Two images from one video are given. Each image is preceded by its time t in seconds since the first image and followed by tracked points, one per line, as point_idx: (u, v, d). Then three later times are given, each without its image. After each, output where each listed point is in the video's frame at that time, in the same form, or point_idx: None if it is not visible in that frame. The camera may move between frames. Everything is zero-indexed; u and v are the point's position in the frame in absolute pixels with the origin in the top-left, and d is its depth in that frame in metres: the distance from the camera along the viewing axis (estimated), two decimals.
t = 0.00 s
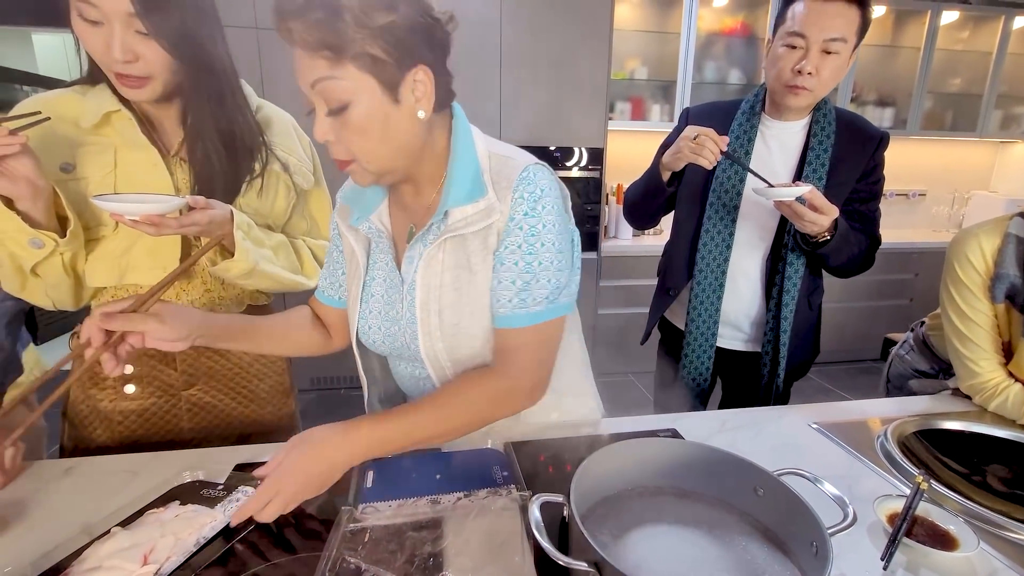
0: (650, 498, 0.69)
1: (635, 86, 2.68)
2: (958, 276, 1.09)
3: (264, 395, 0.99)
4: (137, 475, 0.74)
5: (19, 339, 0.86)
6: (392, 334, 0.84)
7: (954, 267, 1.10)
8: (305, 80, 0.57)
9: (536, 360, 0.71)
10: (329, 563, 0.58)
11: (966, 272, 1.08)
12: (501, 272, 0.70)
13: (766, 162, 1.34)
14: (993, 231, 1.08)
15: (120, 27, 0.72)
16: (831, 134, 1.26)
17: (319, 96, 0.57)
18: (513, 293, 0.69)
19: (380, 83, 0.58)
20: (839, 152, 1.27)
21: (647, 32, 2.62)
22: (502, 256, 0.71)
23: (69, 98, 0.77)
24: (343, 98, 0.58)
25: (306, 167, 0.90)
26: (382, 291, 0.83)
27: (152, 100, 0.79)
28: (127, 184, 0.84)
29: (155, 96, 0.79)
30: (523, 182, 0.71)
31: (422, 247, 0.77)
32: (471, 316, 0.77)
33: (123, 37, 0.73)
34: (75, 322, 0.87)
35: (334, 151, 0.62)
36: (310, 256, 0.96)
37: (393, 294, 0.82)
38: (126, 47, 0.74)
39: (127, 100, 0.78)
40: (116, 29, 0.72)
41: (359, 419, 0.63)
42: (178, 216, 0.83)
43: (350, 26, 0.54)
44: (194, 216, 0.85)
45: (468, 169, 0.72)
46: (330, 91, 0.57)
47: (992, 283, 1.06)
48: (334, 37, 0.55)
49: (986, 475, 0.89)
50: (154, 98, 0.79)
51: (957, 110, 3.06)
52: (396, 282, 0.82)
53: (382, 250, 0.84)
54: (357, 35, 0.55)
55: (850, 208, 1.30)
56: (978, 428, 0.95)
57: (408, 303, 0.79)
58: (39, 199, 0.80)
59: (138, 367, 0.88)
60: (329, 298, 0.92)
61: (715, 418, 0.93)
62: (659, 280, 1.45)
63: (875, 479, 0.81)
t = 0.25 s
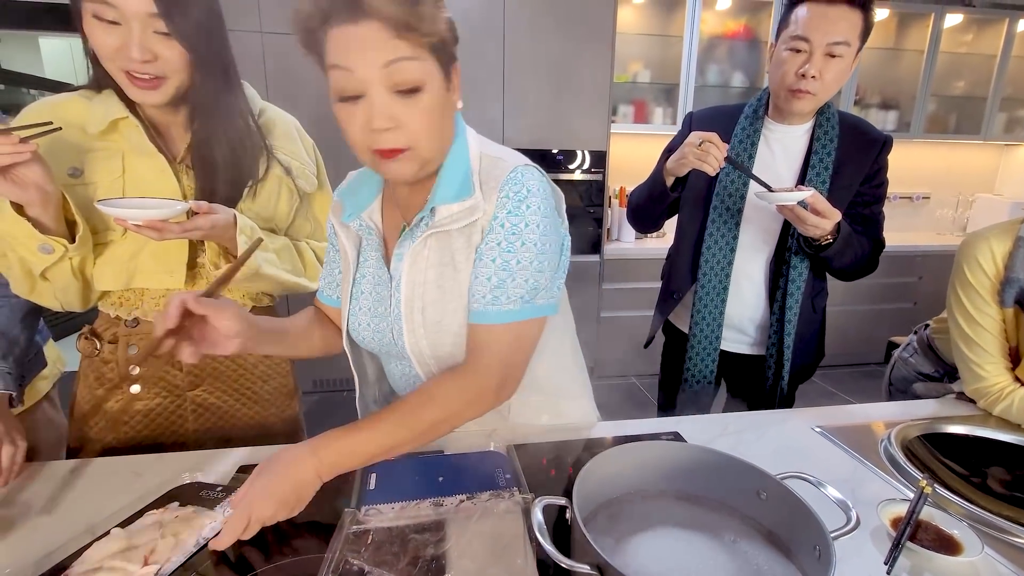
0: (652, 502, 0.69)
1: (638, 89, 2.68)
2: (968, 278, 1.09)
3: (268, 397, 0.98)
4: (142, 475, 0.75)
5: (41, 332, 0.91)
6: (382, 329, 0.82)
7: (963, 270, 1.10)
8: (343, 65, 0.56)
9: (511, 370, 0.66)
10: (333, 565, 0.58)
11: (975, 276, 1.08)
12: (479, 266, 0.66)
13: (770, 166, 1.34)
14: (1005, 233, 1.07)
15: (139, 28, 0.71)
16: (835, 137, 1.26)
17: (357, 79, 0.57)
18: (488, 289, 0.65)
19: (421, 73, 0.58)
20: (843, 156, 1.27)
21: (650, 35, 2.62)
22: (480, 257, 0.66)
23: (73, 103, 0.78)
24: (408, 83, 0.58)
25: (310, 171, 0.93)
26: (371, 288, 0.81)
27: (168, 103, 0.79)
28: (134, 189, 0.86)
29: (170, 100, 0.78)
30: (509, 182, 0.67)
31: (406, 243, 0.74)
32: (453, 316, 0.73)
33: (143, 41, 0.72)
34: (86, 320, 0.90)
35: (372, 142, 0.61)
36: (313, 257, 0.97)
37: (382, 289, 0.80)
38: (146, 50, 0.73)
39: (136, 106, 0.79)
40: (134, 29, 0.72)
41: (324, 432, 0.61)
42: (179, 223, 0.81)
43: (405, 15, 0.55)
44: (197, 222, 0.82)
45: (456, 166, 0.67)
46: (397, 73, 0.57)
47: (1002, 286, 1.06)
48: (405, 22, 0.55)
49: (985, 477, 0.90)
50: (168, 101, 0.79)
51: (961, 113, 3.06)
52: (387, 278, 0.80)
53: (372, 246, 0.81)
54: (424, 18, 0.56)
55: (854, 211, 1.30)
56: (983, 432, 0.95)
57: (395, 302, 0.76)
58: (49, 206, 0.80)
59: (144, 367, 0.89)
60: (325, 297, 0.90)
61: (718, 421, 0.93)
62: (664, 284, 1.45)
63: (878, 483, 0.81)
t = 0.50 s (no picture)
0: (657, 506, 0.69)
1: (641, 93, 2.69)
2: (974, 282, 1.09)
3: (274, 399, 0.99)
4: (148, 476, 0.75)
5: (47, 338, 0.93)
6: (394, 325, 0.80)
7: (969, 274, 1.10)
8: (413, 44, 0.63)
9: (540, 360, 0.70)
10: (338, 568, 0.58)
11: (980, 280, 1.08)
12: (511, 255, 0.69)
13: (775, 169, 1.34)
14: (1010, 237, 1.08)
15: (167, 33, 0.72)
16: (839, 141, 1.26)
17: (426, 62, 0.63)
18: (519, 277, 0.68)
19: (468, 65, 0.65)
20: (847, 159, 1.27)
21: (654, 39, 2.63)
22: (511, 245, 0.70)
23: (84, 109, 0.80)
24: (472, 68, 0.66)
25: (314, 179, 0.97)
26: (381, 281, 0.81)
27: (189, 104, 0.81)
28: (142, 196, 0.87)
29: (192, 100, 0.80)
30: (536, 175, 0.72)
31: (429, 235, 0.77)
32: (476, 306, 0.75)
33: (172, 47, 0.73)
34: (93, 324, 0.90)
35: (436, 127, 0.68)
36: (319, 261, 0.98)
37: (396, 283, 0.80)
38: (174, 56, 0.74)
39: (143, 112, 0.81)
40: (162, 35, 0.72)
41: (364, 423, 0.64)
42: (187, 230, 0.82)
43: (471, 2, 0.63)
44: (205, 228, 0.83)
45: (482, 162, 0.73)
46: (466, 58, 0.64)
47: (1008, 291, 1.05)
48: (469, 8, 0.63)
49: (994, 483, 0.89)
50: (190, 102, 0.80)
51: (965, 117, 3.05)
52: (400, 271, 0.79)
53: (383, 239, 0.81)
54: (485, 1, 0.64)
55: (859, 214, 1.29)
56: (989, 438, 0.94)
57: (417, 293, 0.78)
58: (58, 213, 0.79)
59: (151, 369, 0.89)
60: (311, 287, 0.87)
61: (722, 425, 0.93)
62: (669, 289, 1.46)
63: (884, 488, 0.80)
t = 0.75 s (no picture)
0: (659, 508, 0.68)
1: (644, 95, 2.68)
2: (976, 284, 1.09)
3: (276, 400, 0.98)
4: (149, 477, 0.75)
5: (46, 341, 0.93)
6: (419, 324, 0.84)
7: (971, 275, 1.11)
8: (444, 33, 0.64)
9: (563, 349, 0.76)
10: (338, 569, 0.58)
11: (983, 281, 1.08)
12: (540, 252, 0.77)
13: (779, 170, 1.34)
14: (1012, 238, 1.08)
15: (189, 31, 0.75)
16: (843, 141, 1.25)
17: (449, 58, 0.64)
18: (548, 272, 0.75)
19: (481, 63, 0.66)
20: (852, 160, 1.26)
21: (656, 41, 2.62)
22: (542, 240, 0.77)
23: (85, 108, 0.81)
24: (493, 67, 0.67)
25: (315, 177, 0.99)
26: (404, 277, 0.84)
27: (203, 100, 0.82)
28: (145, 196, 0.87)
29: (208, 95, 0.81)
30: (557, 177, 0.80)
31: (456, 233, 0.82)
32: (501, 298, 0.81)
33: (196, 44, 0.76)
34: (93, 327, 0.89)
35: (458, 121, 0.68)
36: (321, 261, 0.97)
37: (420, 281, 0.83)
38: (198, 55, 0.77)
39: (145, 109, 0.84)
40: (186, 35, 0.75)
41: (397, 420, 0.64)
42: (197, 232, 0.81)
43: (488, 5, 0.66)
44: (216, 230, 0.82)
45: (504, 163, 0.79)
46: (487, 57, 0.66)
47: (1010, 290, 1.06)
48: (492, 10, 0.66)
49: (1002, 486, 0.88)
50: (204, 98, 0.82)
51: (969, 118, 3.04)
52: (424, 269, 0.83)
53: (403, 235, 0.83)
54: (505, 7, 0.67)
55: (864, 215, 1.29)
56: (995, 440, 0.93)
57: (447, 290, 0.83)
58: (62, 213, 0.79)
59: (152, 371, 0.88)
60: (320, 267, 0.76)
61: (725, 426, 0.93)
62: (673, 290, 1.44)
63: (888, 489, 0.80)
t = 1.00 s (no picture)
0: (661, 508, 0.68)
1: (647, 95, 2.67)
2: (978, 283, 1.08)
3: (276, 400, 0.99)
4: (150, 476, 0.75)
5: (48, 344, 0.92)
6: (434, 325, 0.85)
7: (973, 275, 1.10)
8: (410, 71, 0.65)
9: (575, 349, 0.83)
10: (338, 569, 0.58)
11: (985, 281, 1.08)
12: (565, 260, 0.83)
13: (782, 170, 1.34)
14: (1014, 237, 1.08)
15: (198, 35, 0.76)
16: (847, 141, 1.25)
17: (419, 103, 0.67)
18: (574, 280, 0.82)
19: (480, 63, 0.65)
20: (855, 159, 1.25)
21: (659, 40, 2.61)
22: (569, 251, 0.83)
23: (87, 107, 0.81)
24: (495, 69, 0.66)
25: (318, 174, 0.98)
26: (422, 280, 0.84)
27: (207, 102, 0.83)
28: (147, 195, 0.87)
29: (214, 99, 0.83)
30: (581, 191, 0.85)
31: (479, 239, 0.83)
32: (522, 303, 0.84)
33: (203, 48, 0.77)
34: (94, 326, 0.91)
35: (434, 157, 0.71)
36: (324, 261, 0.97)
37: (439, 283, 0.84)
38: (205, 59, 0.78)
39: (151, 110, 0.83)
40: (194, 37, 0.76)
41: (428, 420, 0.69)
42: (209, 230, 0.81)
43: (467, 46, 0.63)
44: (225, 229, 0.83)
45: (532, 172, 0.82)
46: (457, 103, 0.66)
47: (1012, 290, 1.05)
48: (472, 53, 0.63)
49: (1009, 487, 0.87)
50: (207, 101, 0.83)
51: (975, 117, 3.02)
52: (443, 271, 0.84)
53: (424, 239, 0.84)
54: (496, 49, 0.64)
55: (868, 214, 1.28)
56: (1001, 441, 0.92)
57: (467, 292, 0.84)
58: (64, 210, 0.79)
59: (152, 372, 0.89)
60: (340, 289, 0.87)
61: (728, 426, 0.92)
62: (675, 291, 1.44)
63: (893, 490, 0.79)
